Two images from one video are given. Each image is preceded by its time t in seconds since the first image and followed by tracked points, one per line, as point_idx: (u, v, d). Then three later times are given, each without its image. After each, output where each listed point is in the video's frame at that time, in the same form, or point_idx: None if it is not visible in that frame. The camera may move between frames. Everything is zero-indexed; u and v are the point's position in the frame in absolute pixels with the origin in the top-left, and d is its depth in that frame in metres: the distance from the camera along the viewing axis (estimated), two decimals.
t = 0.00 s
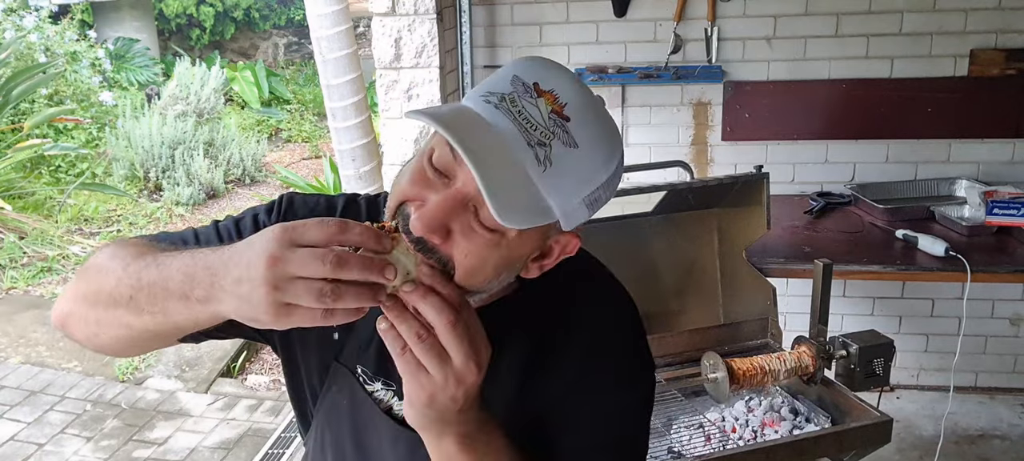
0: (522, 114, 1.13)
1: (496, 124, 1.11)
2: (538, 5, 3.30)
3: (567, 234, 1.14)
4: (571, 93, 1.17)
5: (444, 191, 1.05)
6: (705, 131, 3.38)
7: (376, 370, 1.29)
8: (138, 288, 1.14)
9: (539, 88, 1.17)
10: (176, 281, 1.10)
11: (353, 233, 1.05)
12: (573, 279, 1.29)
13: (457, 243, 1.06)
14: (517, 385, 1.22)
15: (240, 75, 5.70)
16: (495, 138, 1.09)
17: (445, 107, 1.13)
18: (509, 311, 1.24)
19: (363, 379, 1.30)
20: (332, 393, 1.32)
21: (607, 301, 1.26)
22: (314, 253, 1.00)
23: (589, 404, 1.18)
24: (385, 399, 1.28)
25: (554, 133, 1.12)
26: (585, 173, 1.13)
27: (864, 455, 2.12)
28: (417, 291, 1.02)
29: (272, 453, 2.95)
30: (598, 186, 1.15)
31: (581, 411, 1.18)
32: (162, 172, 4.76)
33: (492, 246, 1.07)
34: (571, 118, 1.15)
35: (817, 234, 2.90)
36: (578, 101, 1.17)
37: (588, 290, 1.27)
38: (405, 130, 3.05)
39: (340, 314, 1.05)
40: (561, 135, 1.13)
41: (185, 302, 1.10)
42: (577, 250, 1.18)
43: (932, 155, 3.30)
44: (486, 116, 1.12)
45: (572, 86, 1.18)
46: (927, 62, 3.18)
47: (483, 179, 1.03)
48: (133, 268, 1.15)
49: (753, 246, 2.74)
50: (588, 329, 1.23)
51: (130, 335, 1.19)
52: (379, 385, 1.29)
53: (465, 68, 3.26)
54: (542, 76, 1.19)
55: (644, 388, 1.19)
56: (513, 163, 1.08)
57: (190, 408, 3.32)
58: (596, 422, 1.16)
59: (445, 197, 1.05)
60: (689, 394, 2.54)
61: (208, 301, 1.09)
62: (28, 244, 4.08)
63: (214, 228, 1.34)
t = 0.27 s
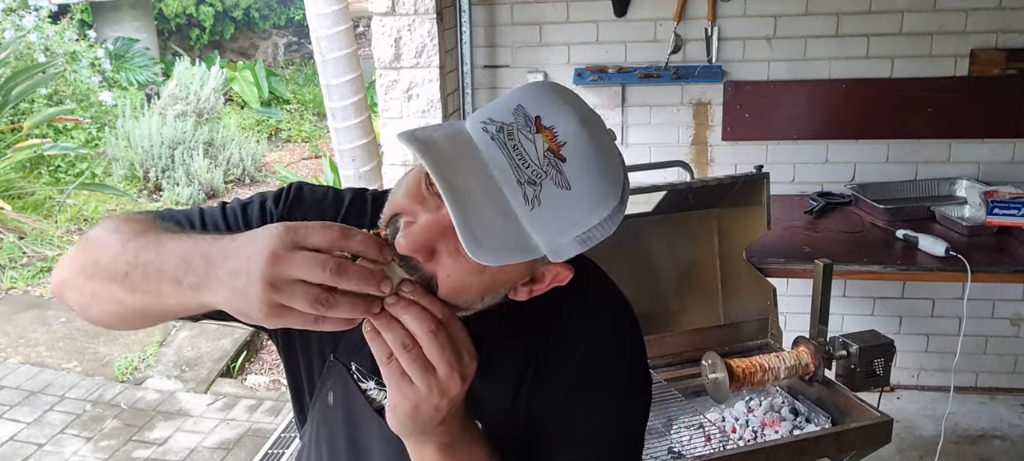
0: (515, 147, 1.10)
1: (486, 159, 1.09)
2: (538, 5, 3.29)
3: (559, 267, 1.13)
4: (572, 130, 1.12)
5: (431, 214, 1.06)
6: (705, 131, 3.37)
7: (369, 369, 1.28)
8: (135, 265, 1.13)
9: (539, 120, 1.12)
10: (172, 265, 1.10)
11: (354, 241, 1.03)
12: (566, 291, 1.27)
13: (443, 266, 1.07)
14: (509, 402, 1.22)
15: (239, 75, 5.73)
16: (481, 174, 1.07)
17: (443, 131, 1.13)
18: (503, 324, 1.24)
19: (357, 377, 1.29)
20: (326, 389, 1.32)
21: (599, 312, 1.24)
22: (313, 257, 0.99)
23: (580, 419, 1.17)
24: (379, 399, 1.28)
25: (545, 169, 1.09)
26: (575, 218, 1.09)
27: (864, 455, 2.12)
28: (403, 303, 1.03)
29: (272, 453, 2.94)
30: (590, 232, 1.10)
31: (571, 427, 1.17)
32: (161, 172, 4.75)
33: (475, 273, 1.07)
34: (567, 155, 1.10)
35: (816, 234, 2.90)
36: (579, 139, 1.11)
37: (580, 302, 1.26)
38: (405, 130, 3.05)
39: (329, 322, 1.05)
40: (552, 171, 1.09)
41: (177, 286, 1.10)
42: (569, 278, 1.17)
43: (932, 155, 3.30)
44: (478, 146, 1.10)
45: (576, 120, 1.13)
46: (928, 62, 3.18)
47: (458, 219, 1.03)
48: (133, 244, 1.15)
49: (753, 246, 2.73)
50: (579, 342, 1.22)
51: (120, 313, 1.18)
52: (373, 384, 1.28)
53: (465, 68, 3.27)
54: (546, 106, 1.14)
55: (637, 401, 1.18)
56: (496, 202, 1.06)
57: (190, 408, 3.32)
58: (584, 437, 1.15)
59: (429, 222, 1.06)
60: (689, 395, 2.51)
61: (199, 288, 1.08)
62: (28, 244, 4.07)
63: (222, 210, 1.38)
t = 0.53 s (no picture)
0: (506, 159, 1.09)
1: (476, 171, 1.08)
2: (538, 5, 3.29)
3: (556, 278, 1.14)
4: (564, 143, 1.11)
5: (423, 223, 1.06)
6: (705, 131, 3.38)
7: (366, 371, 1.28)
8: (123, 253, 1.14)
9: (532, 132, 1.12)
10: (163, 260, 1.10)
11: (349, 245, 1.03)
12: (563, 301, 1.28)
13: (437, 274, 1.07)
14: (503, 416, 1.23)
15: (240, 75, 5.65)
16: (471, 187, 1.07)
17: (432, 140, 1.12)
18: (493, 334, 1.26)
19: (355, 379, 1.29)
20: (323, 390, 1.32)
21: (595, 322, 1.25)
22: (304, 255, 0.99)
23: (574, 433, 1.18)
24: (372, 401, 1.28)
25: (534, 183, 1.08)
26: (564, 233, 1.08)
27: (864, 455, 2.12)
28: (390, 312, 1.01)
29: (272, 453, 2.95)
30: (580, 247, 1.09)
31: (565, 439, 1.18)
32: (162, 172, 4.75)
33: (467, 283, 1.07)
34: (558, 168, 1.09)
35: (816, 234, 2.90)
36: (571, 152, 1.10)
37: (575, 314, 1.26)
38: (405, 131, 3.06)
39: (313, 323, 1.03)
40: (542, 185, 1.08)
41: (161, 277, 1.10)
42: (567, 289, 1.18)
43: (932, 155, 3.30)
44: (468, 157, 1.10)
45: (569, 133, 1.12)
46: (927, 62, 3.18)
47: (442, 234, 1.02)
48: (124, 233, 1.16)
49: (753, 246, 2.73)
50: (573, 355, 1.23)
51: (109, 301, 1.19)
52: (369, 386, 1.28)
53: (465, 68, 3.27)
54: (540, 117, 1.13)
55: (635, 411, 1.18)
56: (485, 216, 1.06)
57: (190, 408, 3.32)
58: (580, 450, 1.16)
59: (422, 231, 1.06)
60: (689, 395, 2.52)
61: (181, 279, 1.08)
62: (28, 244, 4.07)
63: (224, 201, 1.39)
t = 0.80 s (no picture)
0: (498, 170, 1.11)
1: (470, 185, 1.10)
2: (538, 5, 3.29)
3: (557, 283, 1.17)
4: (558, 152, 1.11)
5: (416, 236, 1.07)
6: (705, 131, 3.38)
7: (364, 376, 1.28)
8: (116, 265, 1.13)
9: (525, 142, 1.13)
10: (156, 269, 1.09)
11: (343, 255, 1.01)
12: (561, 306, 1.29)
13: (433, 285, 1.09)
14: (506, 425, 1.24)
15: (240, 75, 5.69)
16: (465, 200, 1.09)
17: (425, 152, 1.14)
18: (494, 337, 1.27)
19: (354, 383, 1.29)
20: (322, 393, 1.33)
21: (592, 327, 1.26)
22: (299, 267, 0.96)
23: (578, 439, 1.20)
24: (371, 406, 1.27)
25: (527, 193, 1.09)
26: (558, 242, 1.09)
27: (864, 455, 2.12)
28: (389, 323, 1.02)
29: (272, 453, 2.95)
30: (575, 256, 1.11)
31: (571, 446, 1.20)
32: (162, 172, 4.76)
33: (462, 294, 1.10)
34: (551, 178, 1.10)
35: (816, 234, 2.90)
36: (564, 162, 1.11)
37: (574, 319, 1.27)
38: (405, 130, 3.06)
39: (310, 334, 1.02)
40: (535, 196, 1.09)
41: (154, 290, 1.08)
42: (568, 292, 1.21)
43: (932, 155, 3.30)
44: (461, 170, 1.12)
45: (562, 142, 1.12)
46: (927, 62, 3.18)
47: (432, 250, 1.04)
48: (118, 246, 1.15)
49: (753, 246, 2.73)
50: (572, 361, 1.24)
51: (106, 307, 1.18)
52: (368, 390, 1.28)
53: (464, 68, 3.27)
54: (534, 126, 1.14)
55: (636, 415, 1.20)
56: (478, 228, 1.08)
57: (190, 408, 3.32)
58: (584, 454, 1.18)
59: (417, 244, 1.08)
60: (689, 395, 2.53)
61: (174, 293, 1.06)
62: (28, 244, 4.06)
63: (219, 207, 1.39)
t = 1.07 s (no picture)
0: (492, 172, 1.11)
1: (465, 189, 1.11)
2: (538, 5, 3.29)
3: (561, 277, 1.18)
4: (551, 152, 1.12)
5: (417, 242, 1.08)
6: (705, 131, 3.38)
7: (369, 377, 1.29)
8: (114, 283, 1.12)
9: (518, 142, 1.14)
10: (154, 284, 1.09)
11: (341, 261, 1.01)
12: (564, 302, 1.30)
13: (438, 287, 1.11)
14: (512, 423, 1.25)
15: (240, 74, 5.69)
16: (461, 206, 1.10)
17: (417, 159, 1.15)
18: (499, 334, 1.28)
19: (357, 384, 1.30)
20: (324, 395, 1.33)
21: (595, 322, 1.26)
22: (298, 276, 0.96)
23: (580, 435, 1.20)
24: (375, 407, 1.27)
25: (523, 193, 1.10)
26: (556, 241, 1.10)
27: (864, 455, 2.12)
28: (392, 327, 1.01)
29: (272, 453, 2.95)
30: (572, 254, 1.12)
31: (572, 443, 1.20)
32: (162, 172, 4.76)
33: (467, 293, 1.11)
34: (546, 176, 1.11)
35: (816, 234, 2.90)
36: (557, 160, 1.12)
37: (576, 316, 1.27)
38: (405, 130, 3.06)
39: (313, 342, 1.02)
40: (531, 195, 1.10)
41: (155, 307, 1.08)
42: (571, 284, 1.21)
43: (932, 155, 3.30)
44: (454, 174, 1.12)
45: (554, 141, 1.13)
46: (927, 62, 3.18)
47: (432, 259, 1.04)
48: (114, 264, 1.14)
49: (753, 246, 2.73)
50: (575, 358, 1.25)
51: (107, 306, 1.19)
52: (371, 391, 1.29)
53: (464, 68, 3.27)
54: (525, 126, 1.15)
55: (635, 414, 1.19)
56: (476, 231, 1.09)
57: (190, 407, 3.32)
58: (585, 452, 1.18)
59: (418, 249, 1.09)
60: (689, 395, 2.53)
61: (176, 310, 1.06)
62: (28, 244, 4.04)
63: (214, 216, 1.39)
